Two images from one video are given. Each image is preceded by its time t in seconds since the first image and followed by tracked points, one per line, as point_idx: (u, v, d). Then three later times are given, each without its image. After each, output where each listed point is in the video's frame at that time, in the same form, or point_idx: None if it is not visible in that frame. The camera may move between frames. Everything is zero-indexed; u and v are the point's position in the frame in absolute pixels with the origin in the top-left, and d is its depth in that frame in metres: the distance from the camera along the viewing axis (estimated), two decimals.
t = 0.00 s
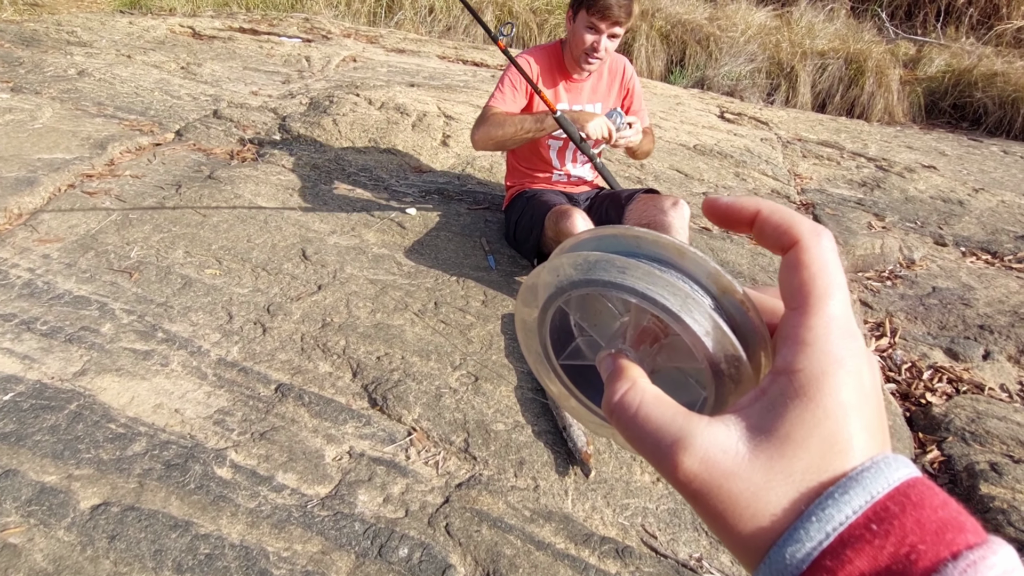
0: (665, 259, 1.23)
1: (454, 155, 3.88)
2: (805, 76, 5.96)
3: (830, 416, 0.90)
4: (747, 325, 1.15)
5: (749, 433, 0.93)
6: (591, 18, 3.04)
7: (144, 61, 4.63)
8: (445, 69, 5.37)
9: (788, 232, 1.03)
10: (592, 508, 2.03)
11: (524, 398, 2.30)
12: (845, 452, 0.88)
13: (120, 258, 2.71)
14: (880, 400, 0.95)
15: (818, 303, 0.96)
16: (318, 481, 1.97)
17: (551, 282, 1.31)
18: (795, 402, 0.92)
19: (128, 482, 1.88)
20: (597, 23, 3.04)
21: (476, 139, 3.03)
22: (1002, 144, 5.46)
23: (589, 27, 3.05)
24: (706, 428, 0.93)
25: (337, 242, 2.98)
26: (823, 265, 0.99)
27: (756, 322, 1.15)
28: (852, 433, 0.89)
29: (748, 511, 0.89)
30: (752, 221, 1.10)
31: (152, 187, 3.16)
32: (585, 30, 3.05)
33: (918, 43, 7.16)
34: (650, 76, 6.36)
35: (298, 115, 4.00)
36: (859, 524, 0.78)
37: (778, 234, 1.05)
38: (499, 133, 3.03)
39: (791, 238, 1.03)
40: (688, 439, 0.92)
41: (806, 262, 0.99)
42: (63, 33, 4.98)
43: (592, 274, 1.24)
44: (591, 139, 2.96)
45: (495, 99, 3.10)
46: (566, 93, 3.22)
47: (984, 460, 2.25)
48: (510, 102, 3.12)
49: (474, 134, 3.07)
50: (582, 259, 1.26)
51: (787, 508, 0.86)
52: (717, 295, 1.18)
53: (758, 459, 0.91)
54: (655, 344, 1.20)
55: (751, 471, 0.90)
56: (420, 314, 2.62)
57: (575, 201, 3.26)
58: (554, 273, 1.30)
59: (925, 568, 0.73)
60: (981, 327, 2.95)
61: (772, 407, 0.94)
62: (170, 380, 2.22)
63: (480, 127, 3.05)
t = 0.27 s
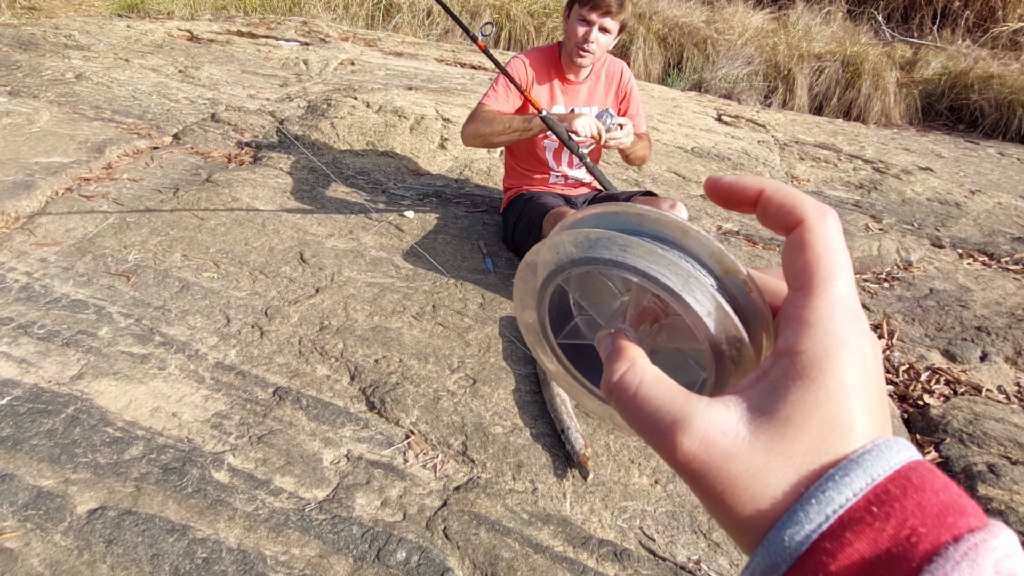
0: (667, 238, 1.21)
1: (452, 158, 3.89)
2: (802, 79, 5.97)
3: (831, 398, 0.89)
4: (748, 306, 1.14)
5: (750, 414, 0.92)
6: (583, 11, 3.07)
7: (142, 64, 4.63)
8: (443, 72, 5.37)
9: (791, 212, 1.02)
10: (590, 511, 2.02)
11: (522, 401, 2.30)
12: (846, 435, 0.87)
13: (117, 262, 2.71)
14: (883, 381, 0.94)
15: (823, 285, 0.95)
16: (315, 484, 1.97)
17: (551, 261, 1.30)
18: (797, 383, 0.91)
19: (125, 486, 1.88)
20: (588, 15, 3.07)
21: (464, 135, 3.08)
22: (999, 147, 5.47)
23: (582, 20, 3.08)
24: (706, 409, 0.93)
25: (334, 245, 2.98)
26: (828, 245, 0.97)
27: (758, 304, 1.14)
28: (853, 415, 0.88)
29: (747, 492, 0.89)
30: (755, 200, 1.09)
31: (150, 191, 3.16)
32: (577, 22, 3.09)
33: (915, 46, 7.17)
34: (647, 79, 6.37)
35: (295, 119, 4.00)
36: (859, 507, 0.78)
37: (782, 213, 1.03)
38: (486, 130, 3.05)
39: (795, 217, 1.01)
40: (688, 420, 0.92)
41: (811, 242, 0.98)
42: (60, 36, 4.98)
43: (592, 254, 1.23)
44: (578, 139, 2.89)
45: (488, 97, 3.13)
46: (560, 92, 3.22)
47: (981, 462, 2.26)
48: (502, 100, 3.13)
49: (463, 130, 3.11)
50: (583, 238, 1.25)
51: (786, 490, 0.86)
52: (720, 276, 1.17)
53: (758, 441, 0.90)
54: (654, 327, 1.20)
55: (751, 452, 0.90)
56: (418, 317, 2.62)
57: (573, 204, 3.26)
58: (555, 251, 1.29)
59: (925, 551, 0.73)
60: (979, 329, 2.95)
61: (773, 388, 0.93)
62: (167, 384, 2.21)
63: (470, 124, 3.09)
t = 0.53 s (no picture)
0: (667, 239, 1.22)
1: (450, 161, 3.89)
2: (799, 81, 5.98)
3: (832, 399, 0.89)
4: (749, 305, 1.14)
5: (751, 415, 0.92)
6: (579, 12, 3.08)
7: (140, 68, 4.63)
8: (441, 75, 5.38)
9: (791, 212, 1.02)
10: (589, 513, 2.02)
11: (521, 403, 2.30)
12: (847, 436, 0.87)
13: (115, 266, 2.71)
14: (884, 382, 0.94)
15: (823, 286, 0.95)
16: (314, 488, 1.97)
17: (551, 261, 1.29)
18: (798, 384, 0.91)
19: (124, 491, 1.87)
20: (585, 16, 3.07)
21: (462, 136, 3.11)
22: (995, 147, 5.48)
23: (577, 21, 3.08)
24: (707, 410, 0.93)
25: (333, 248, 2.98)
26: (829, 245, 0.97)
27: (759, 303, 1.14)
28: (854, 415, 0.88)
29: (748, 493, 0.89)
30: (755, 200, 1.08)
31: (148, 195, 3.16)
32: (573, 24, 3.09)
33: (911, 47, 7.19)
34: (644, 82, 6.38)
35: (293, 122, 4.01)
36: (860, 507, 0.78)
37: (783, 214, 1.03)
38: (483, 130, 3.06)
39: (796, 218, 1.01)
40: (688, 421, 0.92)
41: (811, 242, 0.98)
42: (58, 41, 4.99)
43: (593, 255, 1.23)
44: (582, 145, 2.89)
45: (486, 98, 3.15)
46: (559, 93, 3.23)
47: (979, 462, 2.27)
48: (501, 100, 3.14)
49: (461, 130, 3.14)
50: (582, 238, 1.25)
51: (787, 491, 0.86)
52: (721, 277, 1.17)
53: (759, 442, 0.90)
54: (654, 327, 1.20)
55: (752, 453, 0.90)
56: (416, 320, 2.62)
57: (571, 206, 3.26)
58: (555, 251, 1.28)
59: (927, 552, 0.73)
60: (976, 329, 2.96)
61: (774, 389, 0.93)
62: (165, 388, 2.21)
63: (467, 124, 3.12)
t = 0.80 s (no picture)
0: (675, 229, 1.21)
1: (448, 163, 3.89)
2: (796, 81, 5.99)
3: (837, 393, 0.89)
4: (752, 303, 1.14)
5: (755, 408, 0.93)
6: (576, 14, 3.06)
7: (137, 72, 4.63)
8: (439, 78, 5.38)
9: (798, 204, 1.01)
10: (590, 514, 2.02)
11: (521, 405, 2.30)
12: (851, 431, 0.87)
13: (114, 270, 2.70)
14: (889, 376, 0.94)
15: (830, 278, 0.94)
16: (314, 491, 1.96)
17: (555, 252, 1.30)
18: (802, 377, 0.91)
19: (123, 494, 1.87)
20: (582, 18, 3.06)
21: (463, 126, 3.13)
22: (992, 147, 5.49)
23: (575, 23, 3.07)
24: (710, 403, 0.93)
25: (331, 250, 2.98)
26: (834, 238, 0.96)
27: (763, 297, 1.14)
28: (859, 410, 0.88)
29: (750, 487, 0.89)
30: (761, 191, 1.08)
31: (146, 198, 3.16)
32: (571, 26, 3.09)
33: (908, 47, 7.20)
34: (642, 83, 6.39)
35: (291, 125, 4.01)
36: (864, 503, 0.78)
37: (790, 206, 1.03)
38: (486, 118, 3.06)
39: (802, 209, 1.01)
40: (691, 414, 0.93)
41: (818, 235, 0.97)
42: (56, 45, 4.99)
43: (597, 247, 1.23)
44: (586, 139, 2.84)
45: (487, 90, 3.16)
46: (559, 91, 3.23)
47: (979, 461, 2.27)
48: (502, 90, 3.14)
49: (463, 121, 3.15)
50: (590, 225, 1.24)
51: (790, 486, 0.86)
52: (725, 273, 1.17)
53: (762, 436, 0.90)
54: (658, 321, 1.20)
55: (754, 448, 0.90)
56: (415, 322, 2.62)
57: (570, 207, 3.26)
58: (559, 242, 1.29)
59: (931, 548, 0.73)
60: (974, 328, 2.96)
61: (778, 383, 0.93)
62: (164, 392, 2.21)
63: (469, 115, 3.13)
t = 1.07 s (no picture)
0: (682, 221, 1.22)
1: (446, 165, 3.89)
2: (793, 82, 6.00)
3: (837, 382, 0.88)
4: (756, 286, 1.15)
5: (754, 397, 0.92)
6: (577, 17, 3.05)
7: (136, 75, 4.63)
8: (437, 80, 5.38)
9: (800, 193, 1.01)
10: (589, 515, 2.02)
11: (520, 406, 2.30)
12: (850, 420, 0.86)
13: (112, 273, 2.70)
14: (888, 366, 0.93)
15: (831, 267, 0.94)
16: (313, 493, 1.96)
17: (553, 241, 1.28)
18: (802, 366, 0.90)
19: (122, 498, 1.87)
20: (585, 20, 3.04)
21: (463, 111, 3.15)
22: (989, 147, 5.50)
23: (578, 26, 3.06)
24: (710, 392, 0.92)
25: (330, 253, 2.98)
26: (837, 228, 0.96)
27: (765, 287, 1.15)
28: (858, 399, 0.88)
29: (748, 476, 0.88)
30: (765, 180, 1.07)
31: (144, 201, 3.16)
32: (574, 29, 3.08)
33: (905, 48, 7.22)
34: (640, 84, 6.40)
35: (289, 127, 4.01)
36: (862, 492, 0.78)
37: (793, 196, 1.02)
38: (486, 104, 3.08)
39: (806, 198, 1.00)
40: (690, 402, 0.91)
41: (820, 224, 0.97)
42: (54, 48, 4.99)
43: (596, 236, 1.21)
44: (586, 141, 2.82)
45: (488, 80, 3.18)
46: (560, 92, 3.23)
47: (977, 460, 2.28)
48: (502, 84, 3.14)
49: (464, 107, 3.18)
50: (594, 215, 1.24)
51: (789, 476, 0.85)
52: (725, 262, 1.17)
53: (761, 425, 0.89)
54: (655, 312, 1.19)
55: (753, 436, 0.89)
56: (414, 324, 2.62)
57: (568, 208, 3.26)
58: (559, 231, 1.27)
59: (929, 536, 0.72)
60: (973, 328, 2.96)
61: (778, 371, 0.92)
62: (162, 395, 2.21)
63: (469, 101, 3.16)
